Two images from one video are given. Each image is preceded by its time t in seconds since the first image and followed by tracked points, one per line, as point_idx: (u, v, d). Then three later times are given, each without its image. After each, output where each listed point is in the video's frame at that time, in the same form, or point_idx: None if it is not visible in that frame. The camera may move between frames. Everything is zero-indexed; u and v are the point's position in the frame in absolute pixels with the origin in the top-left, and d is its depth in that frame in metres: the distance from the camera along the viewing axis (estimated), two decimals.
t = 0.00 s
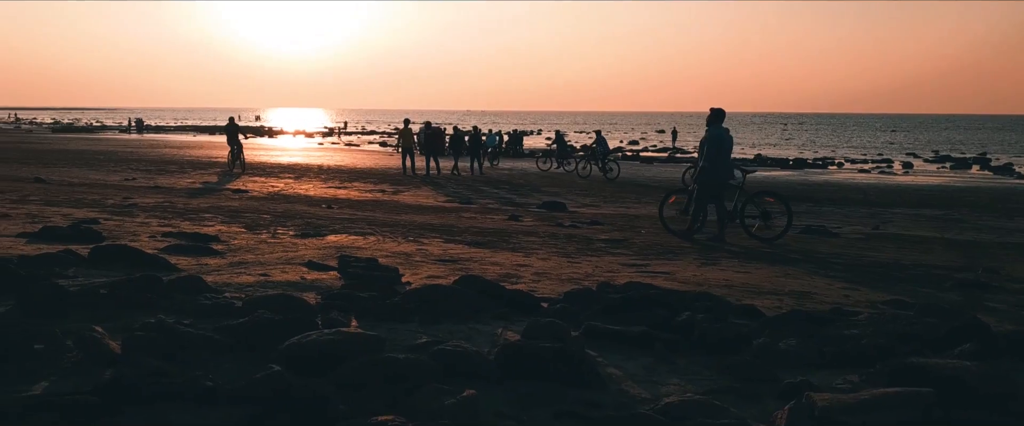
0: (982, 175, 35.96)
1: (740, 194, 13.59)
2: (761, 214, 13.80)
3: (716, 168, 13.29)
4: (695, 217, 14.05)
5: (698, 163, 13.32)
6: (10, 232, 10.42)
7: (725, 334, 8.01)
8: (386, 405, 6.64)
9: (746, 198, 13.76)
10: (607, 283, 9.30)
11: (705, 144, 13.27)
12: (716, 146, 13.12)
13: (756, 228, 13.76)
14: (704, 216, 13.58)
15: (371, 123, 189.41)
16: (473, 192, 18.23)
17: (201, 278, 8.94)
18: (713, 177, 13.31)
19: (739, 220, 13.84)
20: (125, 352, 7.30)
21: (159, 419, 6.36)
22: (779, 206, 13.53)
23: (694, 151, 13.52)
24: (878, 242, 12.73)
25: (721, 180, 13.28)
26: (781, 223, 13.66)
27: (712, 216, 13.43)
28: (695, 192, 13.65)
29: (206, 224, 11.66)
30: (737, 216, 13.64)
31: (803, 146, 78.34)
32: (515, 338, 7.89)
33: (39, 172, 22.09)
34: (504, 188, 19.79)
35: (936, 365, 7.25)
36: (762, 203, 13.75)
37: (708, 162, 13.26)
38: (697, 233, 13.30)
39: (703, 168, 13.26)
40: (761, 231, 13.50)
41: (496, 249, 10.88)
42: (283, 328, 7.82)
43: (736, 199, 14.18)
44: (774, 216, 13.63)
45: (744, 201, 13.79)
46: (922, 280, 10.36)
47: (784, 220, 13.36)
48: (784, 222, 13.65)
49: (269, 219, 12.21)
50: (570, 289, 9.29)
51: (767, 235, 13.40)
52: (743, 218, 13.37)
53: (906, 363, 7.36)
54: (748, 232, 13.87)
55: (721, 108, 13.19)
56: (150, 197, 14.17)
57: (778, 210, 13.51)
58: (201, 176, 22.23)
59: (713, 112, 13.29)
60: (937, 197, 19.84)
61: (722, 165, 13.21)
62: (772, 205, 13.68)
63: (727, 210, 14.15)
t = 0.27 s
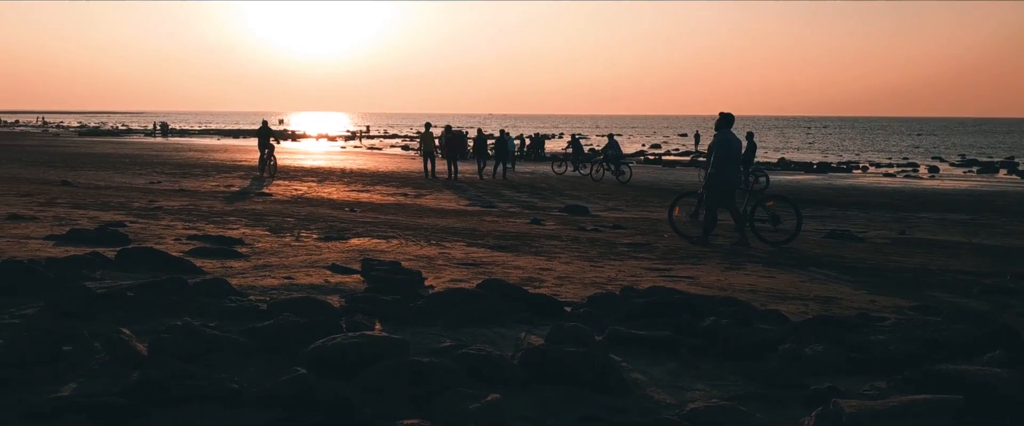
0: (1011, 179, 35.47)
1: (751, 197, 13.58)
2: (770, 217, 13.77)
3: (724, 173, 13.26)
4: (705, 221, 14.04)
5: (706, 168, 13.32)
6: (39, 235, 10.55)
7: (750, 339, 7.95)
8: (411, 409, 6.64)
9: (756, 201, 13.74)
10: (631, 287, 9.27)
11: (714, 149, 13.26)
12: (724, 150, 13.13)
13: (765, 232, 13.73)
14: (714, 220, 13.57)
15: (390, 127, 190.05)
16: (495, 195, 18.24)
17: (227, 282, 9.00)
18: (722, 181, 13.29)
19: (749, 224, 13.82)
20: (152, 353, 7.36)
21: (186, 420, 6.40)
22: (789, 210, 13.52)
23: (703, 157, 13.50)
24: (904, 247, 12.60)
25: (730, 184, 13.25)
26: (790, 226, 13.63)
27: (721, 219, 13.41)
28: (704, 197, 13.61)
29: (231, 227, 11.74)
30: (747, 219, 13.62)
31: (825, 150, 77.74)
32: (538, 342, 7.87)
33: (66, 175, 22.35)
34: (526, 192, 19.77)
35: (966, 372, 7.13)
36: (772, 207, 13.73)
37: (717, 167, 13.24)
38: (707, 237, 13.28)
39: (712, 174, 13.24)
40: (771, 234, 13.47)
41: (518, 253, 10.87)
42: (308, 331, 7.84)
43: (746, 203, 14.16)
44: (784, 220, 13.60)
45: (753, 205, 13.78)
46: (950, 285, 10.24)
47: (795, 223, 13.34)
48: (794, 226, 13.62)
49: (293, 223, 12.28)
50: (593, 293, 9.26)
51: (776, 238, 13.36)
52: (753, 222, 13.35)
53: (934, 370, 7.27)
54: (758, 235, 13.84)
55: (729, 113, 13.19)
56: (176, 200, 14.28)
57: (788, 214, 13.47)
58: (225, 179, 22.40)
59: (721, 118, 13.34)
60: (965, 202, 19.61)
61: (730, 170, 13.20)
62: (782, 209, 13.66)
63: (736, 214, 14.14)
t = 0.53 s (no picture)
0: None
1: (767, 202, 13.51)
2: (783, 221, 13.68)
3: (736, 176, 13.18)
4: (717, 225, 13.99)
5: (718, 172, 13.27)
6: (69, 237, 10.68)
7: (778, 345, 7.89)
8: (438, 412, 6.65)
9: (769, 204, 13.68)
10: (656, 292, 9.22)
11: (725, 152, 13.20)
12: (735, 154, 13.07)
13: (778, 236, 13.66)
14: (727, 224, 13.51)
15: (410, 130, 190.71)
16: (518, 199, 18.24)
17: (253, 285, 9.06)
18: (734, 185, 13.22)
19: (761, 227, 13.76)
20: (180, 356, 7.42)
21: (214, 422, 6.44)
22: (801, 213, 13.43)
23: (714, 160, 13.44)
24: (933, 252, 12.45)
25: (742, 188, 13.19)
26: (803, 230, 13.55)
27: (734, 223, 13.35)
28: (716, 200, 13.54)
29: (257, 230, 11.83)
30: (760, 223, 13.55)
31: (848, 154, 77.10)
32: (564, 347, 7.86)
33: (94, 178, 22.64)
34: (549, 196, 19.77)
35: (998, 380, 7.03)
36: (785, 211, 13.66)
37: (728, 170, 13.17)
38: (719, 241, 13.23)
39: (723, 177, 13.17)
40: (784, 238, 13.40)
41: (542, 257, 10.86)
42: (334, 335, 7.88)
43: (758, 207, 14.11)
44: (797, 224, 13.53)
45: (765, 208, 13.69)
46: (981, 292, 10.10)
47: (807, 226, 13.25)
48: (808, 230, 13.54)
49: (318, 226, 12.35)
50: (618, 298, 9.23)
51: (789, 243, 13.28)
52: (767, 226, 13.28)
53: (964, 377, 7.17)
54: (772, 239, 13.77)
55: (740, 115, 13.14)
56: (202, 204, 14.42)
57: (802, 218, 13.40)
58: (249, 183, 22.59)
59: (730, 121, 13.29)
60: (995, 207, 19.34)
61: (742, 173, 13.14)
62: (796, 213, 13.60)
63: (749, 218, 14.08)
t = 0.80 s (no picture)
0: None
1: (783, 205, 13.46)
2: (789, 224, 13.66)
3: (746, 178, 13.20)
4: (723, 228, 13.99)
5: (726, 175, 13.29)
6: (91, 239, 10.78)
7: (800, 349, 7.84)
8: (459, 415, 6.67)
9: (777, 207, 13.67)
10: (676, 295, 9.19)
11: (734, 155, 13.22)
12: (743, 156, 13.10)
13: (785, 239, 13.64)
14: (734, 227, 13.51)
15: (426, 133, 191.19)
16: (536, 202, 18.24)
17: (273, 287, 9.12)
18: (743, 187, 13.24)
19: (768, 230, 13.75)
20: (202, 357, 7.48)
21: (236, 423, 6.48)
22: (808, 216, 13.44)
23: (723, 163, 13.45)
24: (956, 256, 12.33)
25: (751, 190, 13.20)
26: (810, 233, 13.52)
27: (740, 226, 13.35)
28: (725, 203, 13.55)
29: (277, 232, 11.89)
30: (765, 226, 13.54)
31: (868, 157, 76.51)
32: (584, 350, 7.86)
33: (116, 181, 22.83)
34: (567, 199, 19.78)
35: None
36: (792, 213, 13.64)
37: (738, 172, 13.19)
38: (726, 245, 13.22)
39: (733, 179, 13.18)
40: (790, 241, 13.37)
41: (561, 260, 10.85)
42: (354, 337, 7.89)
43: (764, 210, 14.11)
44: (804, 226, 13.50)
45: (772, 211, 13.70)
46: (1004, 296, 9.99)
47: (813, 229, 13.25)
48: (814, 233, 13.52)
49: (337, 229, 12.40)
50: (638, 301, 9.21)
51: (796, 245, 13.27)
52: (773, 229, 13.26)
53: (989, 383, 7.09)
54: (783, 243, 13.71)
55: (748, 119, 13.19)
56: (223, 206, 14.52)
57: (808, 221, 13.38)
58: (268, 186, 22.69)
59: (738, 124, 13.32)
60: (1019, 211, 19.12)
61: (751, 176, 13.17)
62: (802, 215, 13.58)
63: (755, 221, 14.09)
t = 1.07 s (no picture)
0: None
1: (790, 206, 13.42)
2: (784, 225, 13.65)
3: (744, 180, 13.12)
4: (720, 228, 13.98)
5: (726, 176, 13.20)
6: (104, 240, 10.83)
7: (812, 351, 7.81)
8: (470, 417, 6.67)
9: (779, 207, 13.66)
10: (687, 296, 9.17)
11: (731, 157, 13.13)
12: (743, 158, 13.02)
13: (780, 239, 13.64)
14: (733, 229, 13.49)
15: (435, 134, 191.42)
16: (546, 203, 18.22)
17: (285, 288, 9.14)
18: (744, 188, 13.15)
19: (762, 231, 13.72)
20: (214, 358, 7.50)
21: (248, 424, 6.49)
22: (803, 216, 13.43)
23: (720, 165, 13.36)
24: (969, 258, 12.25)
25: (749, 191, 13.13)
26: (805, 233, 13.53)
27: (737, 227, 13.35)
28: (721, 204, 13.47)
29: (288, 233, 11.92)
30: (761, 226, 13.54)
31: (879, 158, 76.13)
32: (595, 351, 7.85)
33: (128, 182, 22.94)
34: (578, 200, 19.78)
35: None
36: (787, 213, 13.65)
37: (736, 174, 13.10)
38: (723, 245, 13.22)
39: (732, 180, 13.08)
40: (785, 241, 13.36)
41: (572, 261, 10.83)
42: (365, 338, 7.90)
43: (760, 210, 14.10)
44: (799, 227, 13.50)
45: (767, 212, 13.66)
46: (1018, 297, 9.92)
47: (809, 229, 13.28)
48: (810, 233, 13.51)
49: (348, 230, 12.41)
50: (649, 302, 9.19)
51: (792, 246, 13.27)
52: (769, 229, 13.26)
53: (1003, 386, 7.04)
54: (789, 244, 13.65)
55: (744, 121, 13.15)
56: (234, 207, 14.57)
57: (803, 221, 13.37)
58: (279, 187, 22.76)
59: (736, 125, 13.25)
60: None
61: (752, 177, 13.08)
62: (797, 215, 13.58)
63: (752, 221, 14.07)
